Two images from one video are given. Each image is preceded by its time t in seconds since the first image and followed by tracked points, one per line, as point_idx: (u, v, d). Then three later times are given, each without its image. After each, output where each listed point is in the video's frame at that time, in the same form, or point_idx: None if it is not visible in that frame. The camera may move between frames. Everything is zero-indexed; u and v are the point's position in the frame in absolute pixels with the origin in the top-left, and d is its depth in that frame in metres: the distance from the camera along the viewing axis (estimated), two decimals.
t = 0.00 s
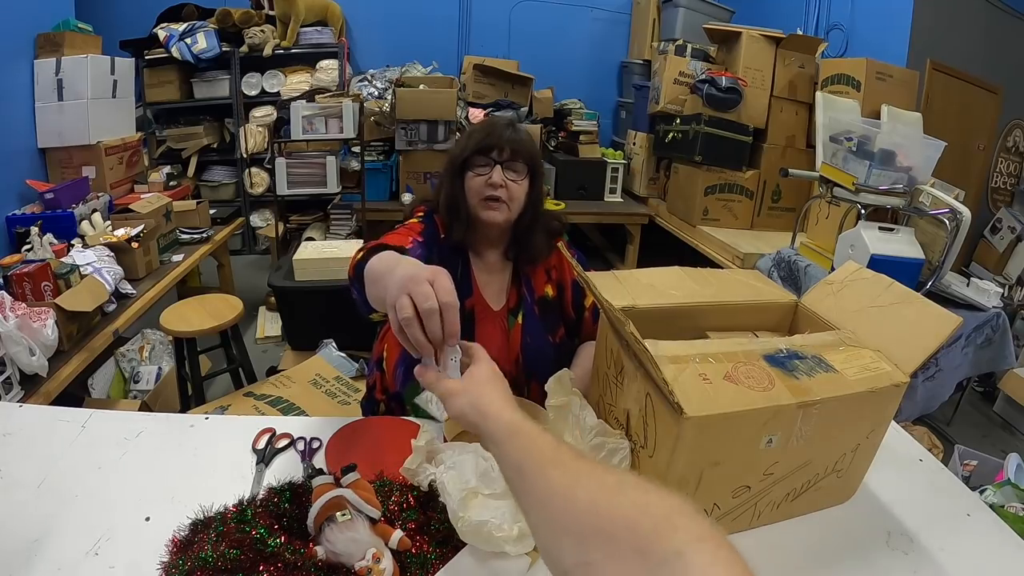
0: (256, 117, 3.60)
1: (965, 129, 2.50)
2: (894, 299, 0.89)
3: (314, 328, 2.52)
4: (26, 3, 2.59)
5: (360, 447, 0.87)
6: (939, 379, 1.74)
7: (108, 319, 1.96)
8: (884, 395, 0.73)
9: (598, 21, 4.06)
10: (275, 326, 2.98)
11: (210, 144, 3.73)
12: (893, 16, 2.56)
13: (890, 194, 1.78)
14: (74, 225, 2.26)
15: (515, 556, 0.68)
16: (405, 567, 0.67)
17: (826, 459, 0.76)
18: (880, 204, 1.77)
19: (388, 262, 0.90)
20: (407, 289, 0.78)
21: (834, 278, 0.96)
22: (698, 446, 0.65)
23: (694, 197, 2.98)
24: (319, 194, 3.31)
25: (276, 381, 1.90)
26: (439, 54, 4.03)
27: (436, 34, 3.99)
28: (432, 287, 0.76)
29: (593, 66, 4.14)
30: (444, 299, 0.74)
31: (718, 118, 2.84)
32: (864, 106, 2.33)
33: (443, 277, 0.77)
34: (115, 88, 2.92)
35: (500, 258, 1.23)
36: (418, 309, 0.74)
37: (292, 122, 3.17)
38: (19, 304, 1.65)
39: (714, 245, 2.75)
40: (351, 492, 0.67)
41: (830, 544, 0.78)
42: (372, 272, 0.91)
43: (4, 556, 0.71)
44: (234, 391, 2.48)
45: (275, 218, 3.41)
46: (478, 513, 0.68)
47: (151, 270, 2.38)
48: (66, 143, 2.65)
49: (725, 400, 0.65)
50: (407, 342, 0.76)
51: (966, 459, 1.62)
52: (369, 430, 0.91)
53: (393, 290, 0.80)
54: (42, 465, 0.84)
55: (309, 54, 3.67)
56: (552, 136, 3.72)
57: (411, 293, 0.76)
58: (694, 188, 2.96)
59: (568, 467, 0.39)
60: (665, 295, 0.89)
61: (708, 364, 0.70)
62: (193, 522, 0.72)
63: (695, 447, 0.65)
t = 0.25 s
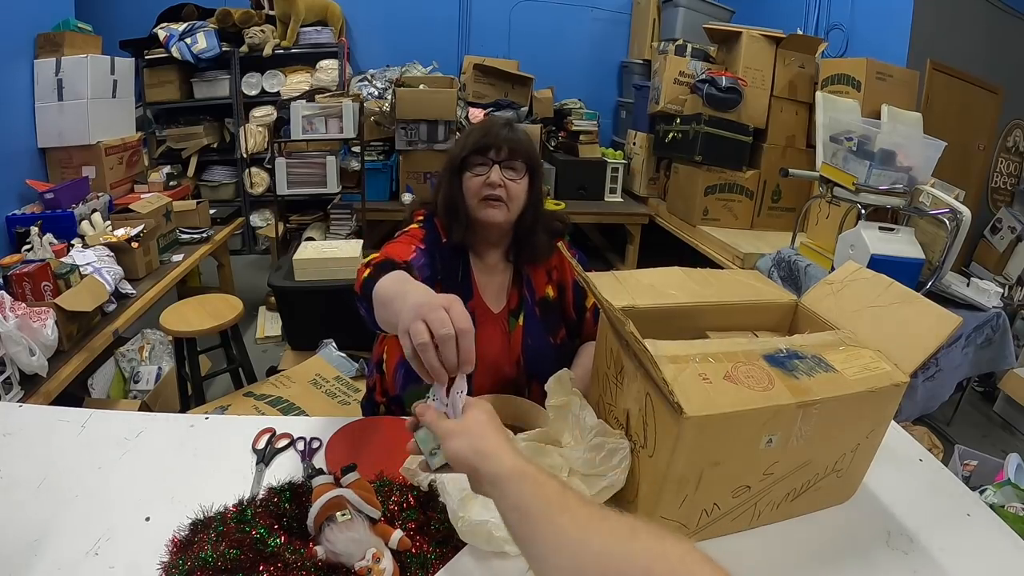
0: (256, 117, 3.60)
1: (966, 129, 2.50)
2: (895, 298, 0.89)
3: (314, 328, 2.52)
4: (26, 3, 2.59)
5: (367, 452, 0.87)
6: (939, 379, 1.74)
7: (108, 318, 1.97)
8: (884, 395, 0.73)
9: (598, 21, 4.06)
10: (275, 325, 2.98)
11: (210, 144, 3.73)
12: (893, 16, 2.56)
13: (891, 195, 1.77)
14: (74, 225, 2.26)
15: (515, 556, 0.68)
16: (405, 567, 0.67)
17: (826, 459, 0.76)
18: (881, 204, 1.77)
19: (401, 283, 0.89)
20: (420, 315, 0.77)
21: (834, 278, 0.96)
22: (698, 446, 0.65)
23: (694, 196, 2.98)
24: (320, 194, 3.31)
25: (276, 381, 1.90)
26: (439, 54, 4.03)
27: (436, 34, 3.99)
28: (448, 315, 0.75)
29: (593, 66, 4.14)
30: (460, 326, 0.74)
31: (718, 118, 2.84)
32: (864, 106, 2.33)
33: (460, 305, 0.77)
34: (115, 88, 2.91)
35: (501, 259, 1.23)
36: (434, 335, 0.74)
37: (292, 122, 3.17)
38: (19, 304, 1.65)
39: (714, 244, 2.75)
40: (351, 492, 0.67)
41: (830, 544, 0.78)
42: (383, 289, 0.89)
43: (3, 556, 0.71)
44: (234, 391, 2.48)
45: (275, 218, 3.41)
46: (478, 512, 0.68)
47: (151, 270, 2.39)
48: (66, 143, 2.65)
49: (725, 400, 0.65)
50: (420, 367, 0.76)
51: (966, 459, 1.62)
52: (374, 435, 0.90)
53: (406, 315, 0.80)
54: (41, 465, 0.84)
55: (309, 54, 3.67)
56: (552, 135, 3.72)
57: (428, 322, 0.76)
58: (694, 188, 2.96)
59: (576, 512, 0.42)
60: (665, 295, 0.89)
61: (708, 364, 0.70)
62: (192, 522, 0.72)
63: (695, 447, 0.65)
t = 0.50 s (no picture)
0: (256, 116, 3.60)
1: (965, 130, 2.50)
2: (895, 299, 0.89)
3: (314, 327, 2.51)
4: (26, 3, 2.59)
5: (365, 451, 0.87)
6: (939, 379, 1.74)
7: (108, 318, 1.97)
8: (884, 395, 0.73)
9: (598, 21, 4.06)
10: (275, 325, 2.98)
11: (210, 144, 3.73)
12: (893, 16, 2.56)
13: (891, 195, 1.77)
14: (74, 225, 2.26)
15: (515, 556, 0.68)
16: (405, 567, 0.67)
17: (827, 459, 0.76)
18: (881, 204, 1.77)
19: (401, 299, 0.89)
20: (416, 327, 0.78)
21: (834, 278, 0.96)
22: (698, 446, 0.65)
23: (694, 196, 2.97)
24: (320, 194, 3.31)
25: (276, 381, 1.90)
26: (439, 54, 4.03)
27: (435, 34, 3.99)
28: (443, 326, 0.77)
29: (593, 65, 4.14)
30: (455, 334, 0.75)
31: (718, 118, 2.84)
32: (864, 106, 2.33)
33: (454, 319, 0.79)
34: (115, 88, 2.92)
35: (500, 259, 1.23)
36: (431, 346, 0.75)
37: (292, 122, 3.17)
38: (19, 304, 1.65)
39: (714, 244, 2.75)
40: (352, 492, 0.67)
41: (830, 544, 0.78)
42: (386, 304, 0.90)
43: (3, 557, 0.71)
44: (234, 390, 2.48)
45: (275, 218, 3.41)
46: (478, 513, 0.68)
47: (152, 270, 2.39)
48: (66, 143, 2.65)
49: (725, 400, 0.65)
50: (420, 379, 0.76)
51: (966, 459, 1.62)
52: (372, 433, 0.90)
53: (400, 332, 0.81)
54: (41, 465, 0.84)
55: (309, 54, 3.67)
56: (552, 135, 3.72)
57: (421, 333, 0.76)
58: (694, 188, 2.96)
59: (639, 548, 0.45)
60: (665, 295, 0.89)
61: (708, 364, 0.70)
62: (192, 522, 0.72)
63: (695, 447, 0.65)
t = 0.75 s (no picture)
0: (256, 116, 3.60)
1: (965, 130, 2.50)
2: (894, 299, 0.89)
3: (314, 327, 2.51)
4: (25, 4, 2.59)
5: (362, 444, 0.88)
6: (939, 379, 1.74)
7: (108, 318, 1.97)
8: (883, 395, 0.73)
9: (598, 21, 4.06)
10: (275, 325, 2.98)
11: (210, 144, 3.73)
12: (892, 16, 2.56)
13: (890, 195, 1.78)
14: (74, 225, 2.26)
15: (516, 557, 0.68)
16: (405, 567, 0.67)
17: (826, 459, 0.76)
18: (881, 204, 1.77)
19: (388, 305, 0.89)
20: (416, 330, 0.79)
21: (834, 278, 0.96)
22: (698, 446, 0.66)
23: (694, 196, 2.97)
24: (320, 194, 3.31)
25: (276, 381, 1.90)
26: (439, 54, 4.03)
27: (435, 34, 3.99)
28: (442, 325, 0.78)
29: (592, 66, 4.14)
30: (454, 334, 0.77)
31: (718, 118, 2.84)
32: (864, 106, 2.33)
33: (450, 314, 0.80)
34: (116, 88, 2.92)
35: (498, 258, 1.23)
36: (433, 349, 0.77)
37: (292, 122, 3.16)
38: (19, 304, 1.65)
39: (713, 244, 2.75)
40: (351, 492, 0.67)
41: (831, 544, 0.78)
42: (372, 316, 0.90)
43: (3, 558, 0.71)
44: (234, 390, 2.48)
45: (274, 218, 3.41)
46: (478, 513, 0.68)
47: (152, 270, 2.39)
48: (66, 143, 2.65)
49: (725, 400, 0.65)
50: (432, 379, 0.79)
51: (966, 459, 1.62)
52: (368, 430, 0.91)
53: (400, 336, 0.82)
54: (41, 465, 0.84)
55: (309, 54, 3.67)
56: (552, 136, 3.72)
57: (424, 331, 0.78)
58: (694, 188, 2.95)
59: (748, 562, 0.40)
60: (666, 295, 0.89)
61: (708, 364, 0.70)
62: (192, 522, 0.72)
63: (695, 447, 0.66)
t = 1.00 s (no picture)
0: (256, 116, 3.60)
1: (965, 130, 2.50)
2: (894, 298, 0.89)
3: (314, 327, 2.51)
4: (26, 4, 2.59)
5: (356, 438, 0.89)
6: (939, 379, 1.74)
7: (108, 318, 1.97)
8: (884, 395, 0.73)
9: (598, 21, 4.07)
10: (275, 325, 2.98)
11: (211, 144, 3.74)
12: (892, 16, 2.56)
13: (890, 195, 1.77)
14: (73, 225, 2.26)
15: (516, 557, 0.68)
16: (405, 567, 0.67)
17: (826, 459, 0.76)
18: (881, 204, 1.77)
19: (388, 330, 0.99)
20: (431, 345, 0.91)
21: (834, 278, 0.96)
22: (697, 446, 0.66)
23: (694, 196, 2.97)
24: (320, 194, 3.31)
25: (276, 381, 1.90)
26: (439, 54, 4.03)
27: (436, 34, 3.99)
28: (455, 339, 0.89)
29: (592, 65, 4.14)
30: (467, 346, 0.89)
31: (718, 118, 2.84)
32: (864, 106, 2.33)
33: (457, 325, 0.92)
34: (115, 88, 2.92)
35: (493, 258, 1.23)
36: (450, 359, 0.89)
37: (292, 122, 3.16)
38: (19, 304, 1.66)
39: (713, 244, 2.75)
40: (351, 492, 0.68)
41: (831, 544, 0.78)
42: (376, 340, 1.00)
43: (3, 558, 0.71)
44: (234, 390, 2.48)
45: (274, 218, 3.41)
46: (479, 513, 0.67)
47: (152, 270, 2.39)
48: (66, 143, 2.65)
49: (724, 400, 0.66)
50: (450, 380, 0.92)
51: (966, 459, 1.62)
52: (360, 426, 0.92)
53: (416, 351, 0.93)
54: (42, 465, 0.84)
55: (309, 54, 3.67)
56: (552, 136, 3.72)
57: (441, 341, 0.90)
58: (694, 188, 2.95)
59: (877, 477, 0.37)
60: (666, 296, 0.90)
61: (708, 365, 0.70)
62: (193, 522, 0.72)
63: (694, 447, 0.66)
